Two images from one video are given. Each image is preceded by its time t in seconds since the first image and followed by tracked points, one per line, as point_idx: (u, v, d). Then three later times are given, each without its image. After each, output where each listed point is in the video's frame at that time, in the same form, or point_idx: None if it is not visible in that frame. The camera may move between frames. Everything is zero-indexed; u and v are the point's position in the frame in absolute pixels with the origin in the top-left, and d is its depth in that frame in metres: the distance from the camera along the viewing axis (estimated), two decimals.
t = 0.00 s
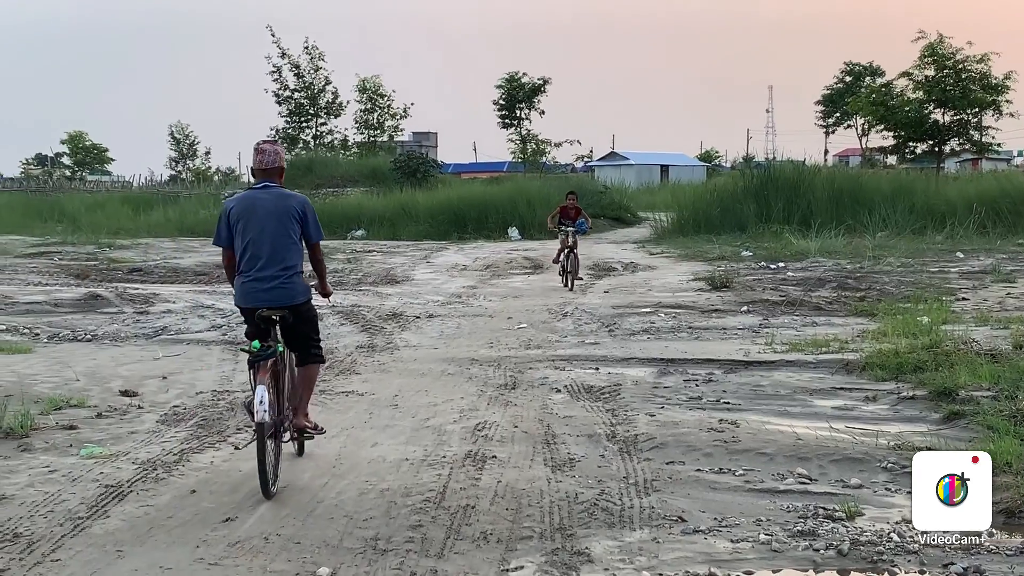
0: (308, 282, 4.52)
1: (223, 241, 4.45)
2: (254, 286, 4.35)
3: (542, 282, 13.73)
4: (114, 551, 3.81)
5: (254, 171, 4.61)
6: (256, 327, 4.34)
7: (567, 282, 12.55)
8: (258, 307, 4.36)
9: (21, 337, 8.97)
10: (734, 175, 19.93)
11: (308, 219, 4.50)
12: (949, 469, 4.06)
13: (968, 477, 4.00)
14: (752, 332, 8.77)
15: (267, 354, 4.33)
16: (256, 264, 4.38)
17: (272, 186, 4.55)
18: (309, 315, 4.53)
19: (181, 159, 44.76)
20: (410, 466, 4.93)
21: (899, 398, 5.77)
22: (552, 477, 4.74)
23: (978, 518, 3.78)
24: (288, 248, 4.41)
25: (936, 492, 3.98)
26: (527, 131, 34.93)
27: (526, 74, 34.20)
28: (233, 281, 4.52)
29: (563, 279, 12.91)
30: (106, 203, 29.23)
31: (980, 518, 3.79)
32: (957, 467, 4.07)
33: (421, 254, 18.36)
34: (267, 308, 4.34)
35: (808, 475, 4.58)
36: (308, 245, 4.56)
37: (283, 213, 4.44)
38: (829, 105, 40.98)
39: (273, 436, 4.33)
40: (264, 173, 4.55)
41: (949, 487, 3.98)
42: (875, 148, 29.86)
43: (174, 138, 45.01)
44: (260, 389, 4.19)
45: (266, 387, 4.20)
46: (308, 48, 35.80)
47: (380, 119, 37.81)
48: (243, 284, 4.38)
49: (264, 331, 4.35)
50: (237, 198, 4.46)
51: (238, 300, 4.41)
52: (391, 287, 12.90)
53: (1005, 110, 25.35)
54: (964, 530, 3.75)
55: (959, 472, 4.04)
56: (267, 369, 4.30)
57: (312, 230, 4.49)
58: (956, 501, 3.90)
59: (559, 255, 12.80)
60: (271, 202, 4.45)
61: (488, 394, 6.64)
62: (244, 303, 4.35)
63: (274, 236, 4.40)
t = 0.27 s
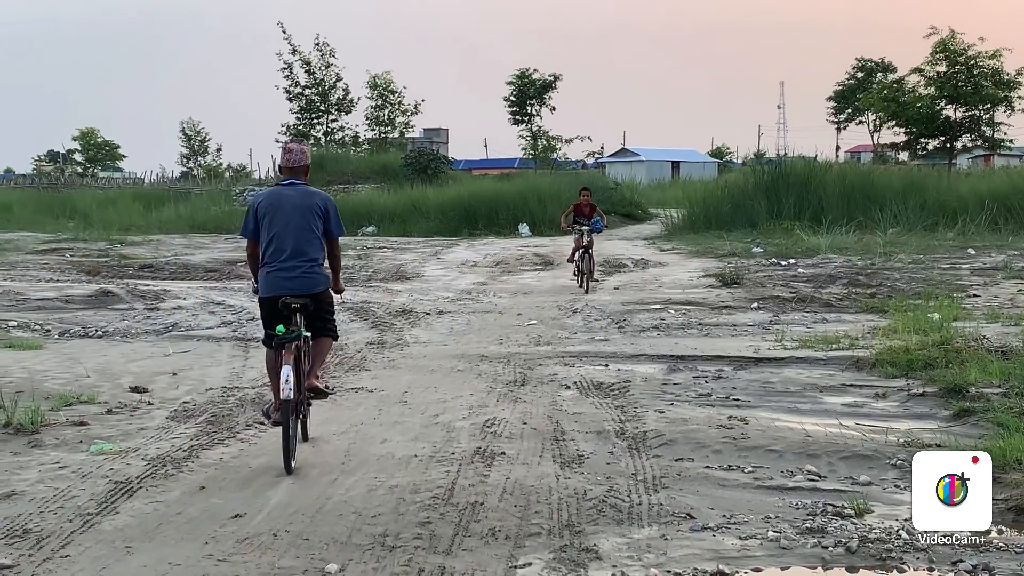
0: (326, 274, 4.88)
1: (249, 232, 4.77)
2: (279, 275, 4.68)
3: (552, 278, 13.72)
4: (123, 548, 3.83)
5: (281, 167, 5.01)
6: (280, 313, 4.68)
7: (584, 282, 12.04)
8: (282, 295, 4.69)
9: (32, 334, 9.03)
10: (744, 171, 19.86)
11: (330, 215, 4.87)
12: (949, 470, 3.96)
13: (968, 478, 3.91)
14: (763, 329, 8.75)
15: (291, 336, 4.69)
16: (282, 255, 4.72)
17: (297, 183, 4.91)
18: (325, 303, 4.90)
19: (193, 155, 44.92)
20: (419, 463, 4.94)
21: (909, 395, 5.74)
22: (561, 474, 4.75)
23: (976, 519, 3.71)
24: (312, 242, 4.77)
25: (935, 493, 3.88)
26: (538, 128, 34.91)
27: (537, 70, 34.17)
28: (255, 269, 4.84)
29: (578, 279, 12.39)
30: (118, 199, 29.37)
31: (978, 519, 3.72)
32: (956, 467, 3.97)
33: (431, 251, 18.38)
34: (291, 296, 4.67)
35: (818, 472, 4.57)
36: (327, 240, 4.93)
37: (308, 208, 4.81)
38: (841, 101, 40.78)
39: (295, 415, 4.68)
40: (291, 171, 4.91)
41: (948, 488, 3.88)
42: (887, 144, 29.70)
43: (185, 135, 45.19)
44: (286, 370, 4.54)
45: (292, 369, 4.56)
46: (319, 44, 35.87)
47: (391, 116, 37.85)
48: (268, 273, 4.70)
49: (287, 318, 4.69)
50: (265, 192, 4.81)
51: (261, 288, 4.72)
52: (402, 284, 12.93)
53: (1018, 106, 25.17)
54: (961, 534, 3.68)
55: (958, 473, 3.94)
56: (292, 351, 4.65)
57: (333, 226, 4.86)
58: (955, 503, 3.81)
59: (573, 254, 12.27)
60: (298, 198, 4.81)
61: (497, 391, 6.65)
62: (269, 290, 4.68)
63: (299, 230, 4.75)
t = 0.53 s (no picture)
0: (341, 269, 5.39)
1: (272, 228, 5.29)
2: (298, 269, 5.18)
3: (559, 277, 13.71)
4: (129, 546, 3.85)
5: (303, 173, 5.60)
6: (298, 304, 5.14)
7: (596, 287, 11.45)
8: (301, 287, 5.17)
9: (39, 332, 9.07)
10: (752, 169, 19.82)
11: (345, 215, 5.42)
12: (949, 470, 3.94)
13: (968, 477, 3.89)
14: (769, 327, 8.73)
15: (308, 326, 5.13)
16: (300, 250, 5.22)
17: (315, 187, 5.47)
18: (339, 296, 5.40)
19: (201, 154, 45.02)
20: (425, 461, 4.95)
21: (916, 394, 5.73)
22: (566, 472, 4.75)
23: (976, 519, 3.70)
24: (328, 239, 5.29)
25: (936, 493, 3.85)
26: (545, 126, 34.90)
27: (544, 69, 34.15)
28: (275, 264, 5.34)
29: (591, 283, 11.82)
30: (125, 198, 29.46)
31: (978, 520, 3.70)
32: (956, 467, 3.95)
33: (437, 249, 18.39)
34: (309, 288, 5.16)
35: (824, 471, 4.56)
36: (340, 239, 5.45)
37: (326, 209, 5.35)
38: (849, 99, 40.65)
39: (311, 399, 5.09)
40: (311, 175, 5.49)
41: (948, 488, 3.85)
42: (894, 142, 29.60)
43: (192, 134, 45.28)
44: (305, 356, 4.96)
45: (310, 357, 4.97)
46: (326, 43, 35.91)
47: (398, 115, 37.88)
48: (290, 266, 5.19)
49: (304, 307, 5.16)
50: (288, 193, 5.35)
51: (281, 281, 5.21)
52: (409, 282, 12.94)
53: None
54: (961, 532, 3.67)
55: (958, 472, 3.93)
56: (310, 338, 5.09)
57: (349, 225, 5.42)
58: (955, 503, 3.79)
59: (585, 257, 11.68)
60: (317, 199, 5.35)
61: (503, 389, 6.65)
62: (289, 282, 5.15)
63: (317, 228, 5.28)
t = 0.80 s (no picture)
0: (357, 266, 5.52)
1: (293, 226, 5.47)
2: (314, 266, 5.35)
3: (563, 276, 13.71)
4: (133, 544, 3.86)
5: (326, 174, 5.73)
6: (313, 298, 5.32)
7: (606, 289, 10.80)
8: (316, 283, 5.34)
9: (44, 331, 9.09)
10: (756, 168, 19.80)
11: (362, 215, 5.50)
12: (949, 470, 3.93)
13: (968, 477, 3.89)
14: (773, 326, 8.72)
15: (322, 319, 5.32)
16: (316, 248, 5.38)
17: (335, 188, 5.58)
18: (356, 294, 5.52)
19: (205, 153, 45.09)
20: (428, 460, 4.95)
21: (919, 393, 5.72)
22: (569, 471, 4.75)
23: (976, 519, 3.69)
24: (344, 238, 5.41)
25: (936, 492, 3.84)
26: (549, 125, 34.90)
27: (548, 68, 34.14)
28: (296, 261, 5.52)
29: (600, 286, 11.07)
30: (129, 197, 29.51)
31: (978, 520, 3.69)
32: (956, 467, 3.95)
33: (441, 248, 18.39)
34: (323, 285, 5.32)
35: (826, 470, 4.56)
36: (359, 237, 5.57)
37: (343, 209, 5.46)
38: (853, 98, 40.58)
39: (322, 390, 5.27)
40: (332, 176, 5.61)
41: (948, 487, 3.84)
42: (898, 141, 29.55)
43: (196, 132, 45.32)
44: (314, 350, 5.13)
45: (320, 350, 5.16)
46: (330, 42, 35.94)
47: (402, 114, 37.89)
48: (306, 263, 5.36)
49: (319, 302, 5.34)
50: (308, 193, 5.50)
51: (299, 277, 5.39)
52: (412, 281, 12.94)
53: None
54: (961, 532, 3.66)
55: (958, 472, 3.92)
56: (321, 332, 5.27)
57: (365, 225, 5.49)
58: (955, 503, 3.78)
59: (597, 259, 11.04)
60: (335, 199, 5.47)
61: (506, 388, 6.66)
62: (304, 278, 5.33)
63: (334, 227, 5.42)
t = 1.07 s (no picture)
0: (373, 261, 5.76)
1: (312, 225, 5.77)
2: (331, 261, 5.62)
3: (564, 273, 13.71)
4: (133, 541, 3.87)
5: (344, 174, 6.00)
6: (329, 291, 5.61)
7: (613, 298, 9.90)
8: (332, 277, 5.62)
9: (45, 328, 9.10)
10: (757, 166, 19.78)
11: (376, 212, 5.74)
12: (949, 470, 3.91)
13: (968, 478, 3.86)
14: (774, 324, 8.72)
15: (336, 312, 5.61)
16: (333, 245, 5.65)
17: (352, 186, 5.84)
18: (372, 286, 5.77)
19: (206, 151, 45.06)
20: (428, 457, 4.95)
21: (919, 390, 5.72)
22: (569, 468, 4.75)
23: (976, 519, 3.67)
24: (359, 234, 5.67)
25: (935, 493, 3.82)
26: (551, 123, 34.87)
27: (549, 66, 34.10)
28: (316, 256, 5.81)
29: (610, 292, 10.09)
30: (130, 194, 29.50)
31: (978, 519, 3.67)
32: (956, 467, 3.92)
33: (442, 246, 18.40)
34: (340, 278, 5.60)
35: (826, 467, 4.56)
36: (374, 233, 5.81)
37: (358, 207, 5.72)
38: (855, 96, 40.51)
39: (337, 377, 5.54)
40: (347, 175, 5.88)
41: (948, 488, 3.83)
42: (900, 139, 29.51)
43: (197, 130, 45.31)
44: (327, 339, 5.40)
45: (333, 340, 5.44)
46: (331, 40, 35.92)
47: (403, 111, 37.87)
48: (324, 259, 5.65)
49: (336, 295, 5.62)
50: (326, 193, 5.78)
51: (319, 272, 5.68)
52: (413, 279, 12.95)
53: None
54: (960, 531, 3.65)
55: (958, 472, 3.90)
56: (335, 323, 5.55)
57: (379, 222, 5.71)
58: (955, 503, 3.76)
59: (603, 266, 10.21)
60: (351, 199, 5.74)
61: (507, 385, 6.67)
62: (322, 273, 5.62)
63: (350, 223, 5.68)
